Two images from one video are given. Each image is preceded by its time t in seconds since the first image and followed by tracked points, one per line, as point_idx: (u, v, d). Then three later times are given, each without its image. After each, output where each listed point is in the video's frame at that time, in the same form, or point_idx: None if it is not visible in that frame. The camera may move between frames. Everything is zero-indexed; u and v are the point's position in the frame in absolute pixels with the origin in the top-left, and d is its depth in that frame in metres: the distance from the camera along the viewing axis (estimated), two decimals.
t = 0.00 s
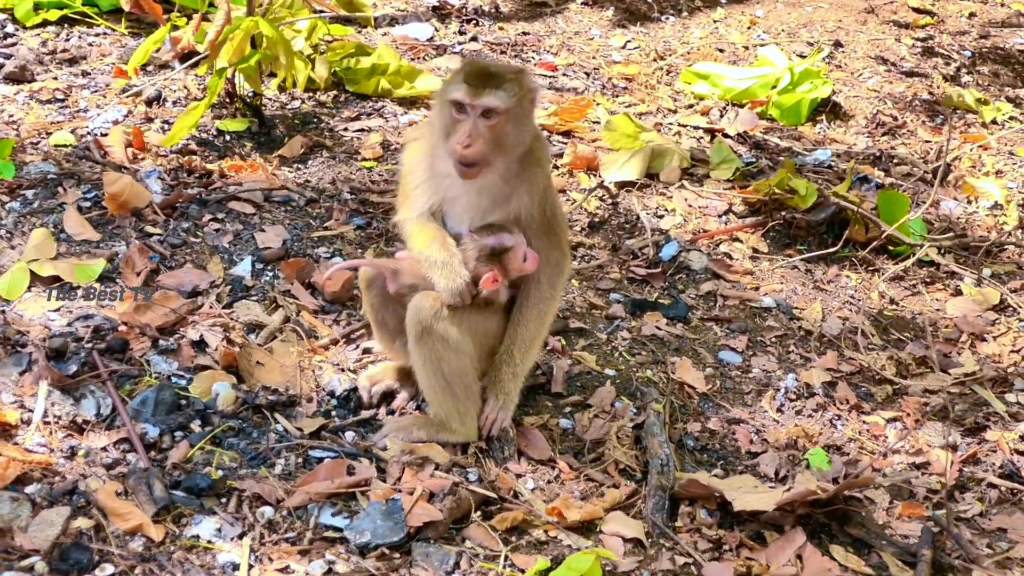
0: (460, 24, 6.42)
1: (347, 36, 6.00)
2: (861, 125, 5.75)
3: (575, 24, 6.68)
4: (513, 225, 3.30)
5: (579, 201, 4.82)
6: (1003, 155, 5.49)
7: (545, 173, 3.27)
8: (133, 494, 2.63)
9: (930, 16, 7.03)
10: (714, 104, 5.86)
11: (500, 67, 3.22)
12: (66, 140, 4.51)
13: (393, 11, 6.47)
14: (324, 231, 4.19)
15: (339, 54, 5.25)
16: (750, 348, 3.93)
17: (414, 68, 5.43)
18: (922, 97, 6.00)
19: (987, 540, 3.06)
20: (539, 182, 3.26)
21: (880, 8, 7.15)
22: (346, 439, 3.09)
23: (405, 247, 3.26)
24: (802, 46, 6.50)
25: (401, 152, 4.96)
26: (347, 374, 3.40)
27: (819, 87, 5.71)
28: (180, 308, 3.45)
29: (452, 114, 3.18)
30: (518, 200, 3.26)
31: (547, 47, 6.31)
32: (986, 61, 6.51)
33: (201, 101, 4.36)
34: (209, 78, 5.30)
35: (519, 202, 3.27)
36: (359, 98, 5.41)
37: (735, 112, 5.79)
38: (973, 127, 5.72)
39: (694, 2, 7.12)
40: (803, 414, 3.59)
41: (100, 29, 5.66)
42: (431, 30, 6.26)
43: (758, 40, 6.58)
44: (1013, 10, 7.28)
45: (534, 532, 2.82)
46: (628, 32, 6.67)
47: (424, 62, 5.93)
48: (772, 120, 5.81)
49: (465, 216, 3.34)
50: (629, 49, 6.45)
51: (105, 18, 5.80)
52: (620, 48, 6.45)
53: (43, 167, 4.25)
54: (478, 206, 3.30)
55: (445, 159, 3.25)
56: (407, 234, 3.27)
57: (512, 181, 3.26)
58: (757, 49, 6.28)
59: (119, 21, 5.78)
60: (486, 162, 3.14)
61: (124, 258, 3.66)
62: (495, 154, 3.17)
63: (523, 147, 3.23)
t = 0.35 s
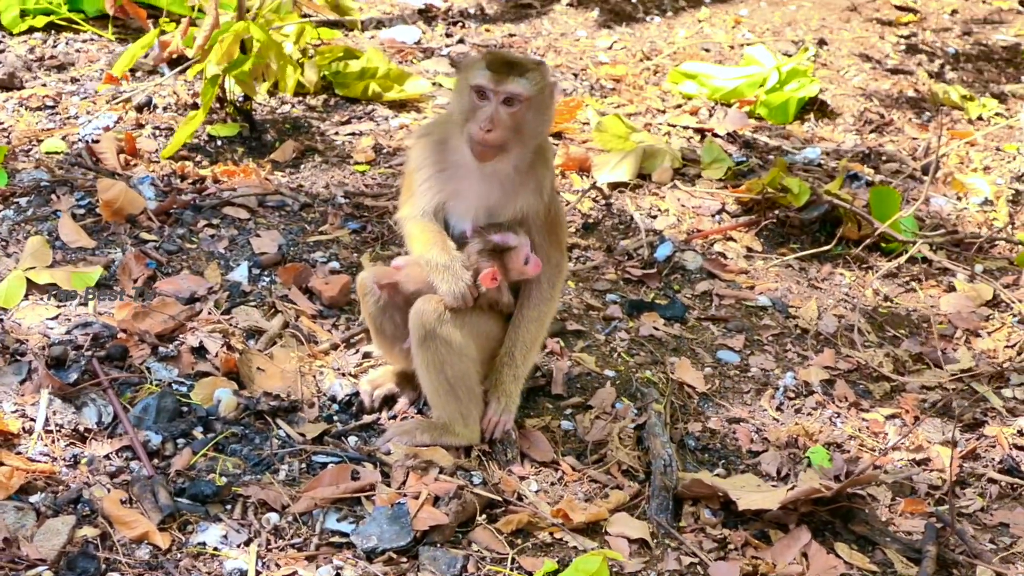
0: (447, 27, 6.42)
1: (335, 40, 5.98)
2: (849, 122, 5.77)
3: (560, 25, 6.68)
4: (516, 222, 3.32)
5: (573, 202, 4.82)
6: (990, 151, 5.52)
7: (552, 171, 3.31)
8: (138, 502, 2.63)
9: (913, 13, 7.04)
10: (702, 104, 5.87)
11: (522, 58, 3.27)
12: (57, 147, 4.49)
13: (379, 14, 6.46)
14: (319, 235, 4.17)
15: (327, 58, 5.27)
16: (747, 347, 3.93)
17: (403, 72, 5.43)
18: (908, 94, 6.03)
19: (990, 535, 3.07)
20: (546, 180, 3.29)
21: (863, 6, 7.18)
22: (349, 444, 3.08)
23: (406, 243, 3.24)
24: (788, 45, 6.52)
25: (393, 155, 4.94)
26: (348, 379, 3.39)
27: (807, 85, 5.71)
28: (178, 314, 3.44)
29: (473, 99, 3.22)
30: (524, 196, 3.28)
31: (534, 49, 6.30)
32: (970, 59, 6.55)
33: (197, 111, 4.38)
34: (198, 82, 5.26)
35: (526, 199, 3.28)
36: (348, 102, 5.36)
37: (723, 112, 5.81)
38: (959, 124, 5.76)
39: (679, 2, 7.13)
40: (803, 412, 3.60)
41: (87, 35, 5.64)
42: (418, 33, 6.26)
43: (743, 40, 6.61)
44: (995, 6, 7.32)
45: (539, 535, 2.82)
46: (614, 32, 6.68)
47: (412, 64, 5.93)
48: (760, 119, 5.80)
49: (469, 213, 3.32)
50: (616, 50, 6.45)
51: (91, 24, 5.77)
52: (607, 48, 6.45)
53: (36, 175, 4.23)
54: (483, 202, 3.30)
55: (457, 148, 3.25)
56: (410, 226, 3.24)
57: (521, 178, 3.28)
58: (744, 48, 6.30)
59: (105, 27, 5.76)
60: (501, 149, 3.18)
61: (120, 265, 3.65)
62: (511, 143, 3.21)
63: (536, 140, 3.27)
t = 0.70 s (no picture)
0: (435, 53, 6.50)
1: (324, 67, 6.04)
2: (837, 145, 5.84)
3: (548, 50, 6.76)
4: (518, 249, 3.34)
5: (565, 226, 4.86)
6: (978, 173, 5.59)
7: (555, 200, 3.35)
8: (140, 529, 2.62)
9: (897, 36, 7.15)
10: (691, 128, 5.95)
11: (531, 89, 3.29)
12: (50, 175, 4.51)
13: (368, 41, 6.54)
14: (314, 261, 4.17)
15: (317, 85, 5.36)
16: (742, 370, 3.95)
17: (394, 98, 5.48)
18: (895, 116, 6.10)
19: (987, 555, 3.09)
20: (549, 209, 3.33)
21: (848, 29, 7.28)
22: (349, 469, 3.09)
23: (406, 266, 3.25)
24: (775, 69, 6.61)
25: (386, 181, 4.96)
26: (346, 405, 3.39)
27: (795, 108, 5.79)
28: (175, 341, 3.44)
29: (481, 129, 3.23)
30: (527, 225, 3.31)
31: (523, 74, 6.36)
32: (956, 81, 6.65)
33: (185, 136, 4.42)
34: (189, 109, 5.29)
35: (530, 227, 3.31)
36: (339, 128, 5.40)
37: (713, 135, 5.88)
38: (946, 146, 5.83)
39: (665, 26, 7.23)
40: (799, 434, 3.61)
41: (77, 64, 5.67)
42: (407, 59, 6.33)
43: (729, 64, 6.69)
44: (978, 29, 7.43)
45: (539, 559, 2.82)
46: (602, 57, 6.76)
47: (402, 91, 5.98)
48: (749, 143, 5.88)
49: (471, 238, 3.34)
50: (604, 74, 6.52)
51: (81, 52, 5.82)
52: (595, 73, 6.53)
53: (29, 203, 4.24)
54: (486, 228, 3.33)
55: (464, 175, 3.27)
56: (411, 249, 3.26)
57: (526, 205, 3.31)
58: (731, 73, 6.38)
59: (94, 55, 5.80)
60: (509, 182, 3.20)
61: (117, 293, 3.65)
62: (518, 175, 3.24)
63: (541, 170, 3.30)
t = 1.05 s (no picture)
0: (425, 83, 6.59)
1: (314, 98, 6.10)
2: (824, 175, 5.92)
3: (536, 81, 6.86)
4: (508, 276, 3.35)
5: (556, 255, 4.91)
6: (964, 203, 5.67)
7: (541, 222, 3.31)
8: (135, 556, 2.62)
9: (883, 67, 7.28)
10: (680, 158, 6.01)
11: (494, 112, 3.26)
12: (41, 205, 4.51)
13: (358, 71, 6.63)
14: (307, 290, 4.18)
15: (308, 115, 5.44)
16: (733, 398, 3.98)
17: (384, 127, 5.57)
18: (882, 147, 6.20)
19: None
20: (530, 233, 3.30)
21: (835, 60, 7.41)
22: (343, 497, 3.10)
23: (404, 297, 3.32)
24: (762, 99, 6.72)
25: (377, 211, 4.99)
26: (340, 432, 3.40)
27: (782, 138, 5.90)
28: (169, 369, 3.46)
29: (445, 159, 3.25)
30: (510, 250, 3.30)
31: (512, 104, 6.45)
32: (942, 112, 6.76)
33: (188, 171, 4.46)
34: (180, 139, 5.32)
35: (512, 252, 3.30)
36: (330, 157, 5.46)
37: (702, 164, 5.95)
38: (933, 176, 5.92)
39: (652, 58, 7.35)
40: (790, 462, 3.64)
41: (68, 94, 5.72)
42: (397, 90, 6.42)
43: (717, 94, 6.80)
44: (963, 60, 7.57)
45: None
46: (590, 87, 6.86)
47: (391, 120, 6.06)
48: (738, 172, 5.95)
49: (464, 266, 3.37)
50: (593, 105, 6.62)
51: (71, 82, 5.86)
52: (583, 103, 6.62)
53: (22, 232, 4.26)
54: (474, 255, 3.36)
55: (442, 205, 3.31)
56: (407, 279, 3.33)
57: (505, 232, 3.30)
58: (718, 103, 6.48)
59: (85, 85, 5.85)
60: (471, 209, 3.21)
61: (110, 320, 3.66)
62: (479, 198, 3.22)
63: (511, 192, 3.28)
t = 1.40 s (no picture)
0: (405, 91, 6.63)
1: (294, 105, 6.13)
2: (804, 183, 6.00)
3: (516, 88, 6.90)
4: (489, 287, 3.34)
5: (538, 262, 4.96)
6: (944, 211, 5.76)
7: (518, 244, 3.27)
8: (124, 559, 2.63)
9: (861, 76, 7.38)
10: (660, 165, 6.10)
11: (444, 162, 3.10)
12: (25, 212, 4.51)
13: (337, 79, 6.66)
14: (291, 296, 4.19)
15: (289, 122, 5.38)
16: (716, 404, 4.03)
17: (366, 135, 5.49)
18: (861, 154, 6.29)
19: None
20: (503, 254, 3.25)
21: (813, 69, 7.51)
22: (329, 501, 3.12)
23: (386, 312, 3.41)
24: (741, 107, 6.79)
25: (360, 217, 5.01)
26: (326, 437, 3.41)
27: (762, 146, 5.91)
28: (156, 375, 3.46)
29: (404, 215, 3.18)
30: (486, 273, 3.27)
31: (492, 112, 6.49)
32: (919, 120, 6.85)
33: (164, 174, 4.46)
34: (163, 146, 5.33)
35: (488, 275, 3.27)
36: (312, 165, 5.49)
37: (682, 172, 6.02)
38: (912, 183, 6.01)
39: (631, 66, 7.43)
40: (773, 467, 3.68)
41: (50, 101, 5.71)
42: (377, 97, 6.45)
43: (696, 102, 6.87)
44: (940, 68, 7.68)
45: None
46: (569, 95, 6.92)
47: (372, 128, 6.09)
48: (717, 179, 6.03)
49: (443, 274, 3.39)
50: (572, 113, 6.67)
51: (52, 90, 5.85)
52: (563, 111, 6.67)
53: (6, 239, 4.25)
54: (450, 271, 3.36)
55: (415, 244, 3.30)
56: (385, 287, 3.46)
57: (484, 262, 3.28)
58: (697, 111, 6.55)
59: (66, 93, 5.84)
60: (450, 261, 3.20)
61: (96, 326, 3.67)
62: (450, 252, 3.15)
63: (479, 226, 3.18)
